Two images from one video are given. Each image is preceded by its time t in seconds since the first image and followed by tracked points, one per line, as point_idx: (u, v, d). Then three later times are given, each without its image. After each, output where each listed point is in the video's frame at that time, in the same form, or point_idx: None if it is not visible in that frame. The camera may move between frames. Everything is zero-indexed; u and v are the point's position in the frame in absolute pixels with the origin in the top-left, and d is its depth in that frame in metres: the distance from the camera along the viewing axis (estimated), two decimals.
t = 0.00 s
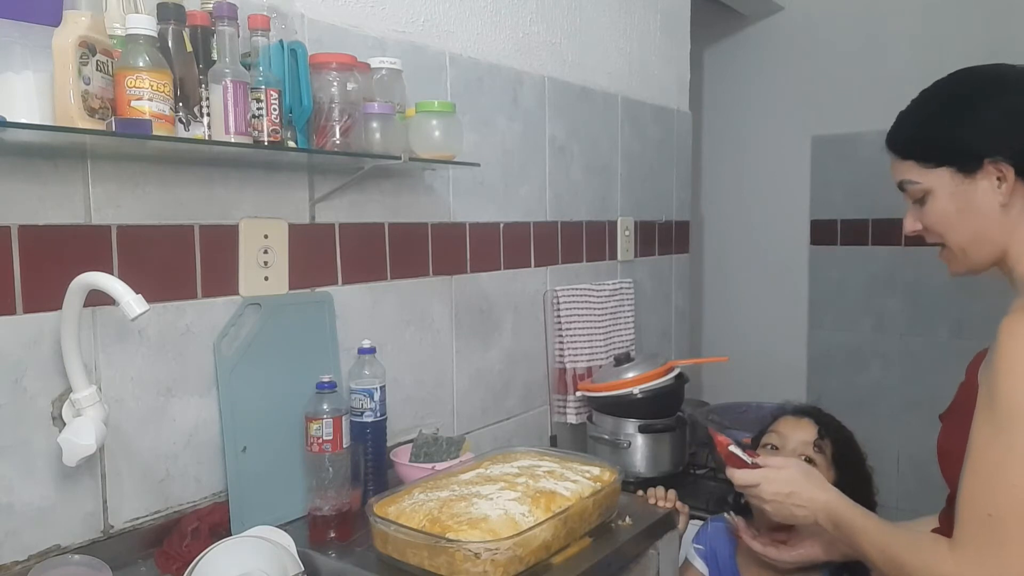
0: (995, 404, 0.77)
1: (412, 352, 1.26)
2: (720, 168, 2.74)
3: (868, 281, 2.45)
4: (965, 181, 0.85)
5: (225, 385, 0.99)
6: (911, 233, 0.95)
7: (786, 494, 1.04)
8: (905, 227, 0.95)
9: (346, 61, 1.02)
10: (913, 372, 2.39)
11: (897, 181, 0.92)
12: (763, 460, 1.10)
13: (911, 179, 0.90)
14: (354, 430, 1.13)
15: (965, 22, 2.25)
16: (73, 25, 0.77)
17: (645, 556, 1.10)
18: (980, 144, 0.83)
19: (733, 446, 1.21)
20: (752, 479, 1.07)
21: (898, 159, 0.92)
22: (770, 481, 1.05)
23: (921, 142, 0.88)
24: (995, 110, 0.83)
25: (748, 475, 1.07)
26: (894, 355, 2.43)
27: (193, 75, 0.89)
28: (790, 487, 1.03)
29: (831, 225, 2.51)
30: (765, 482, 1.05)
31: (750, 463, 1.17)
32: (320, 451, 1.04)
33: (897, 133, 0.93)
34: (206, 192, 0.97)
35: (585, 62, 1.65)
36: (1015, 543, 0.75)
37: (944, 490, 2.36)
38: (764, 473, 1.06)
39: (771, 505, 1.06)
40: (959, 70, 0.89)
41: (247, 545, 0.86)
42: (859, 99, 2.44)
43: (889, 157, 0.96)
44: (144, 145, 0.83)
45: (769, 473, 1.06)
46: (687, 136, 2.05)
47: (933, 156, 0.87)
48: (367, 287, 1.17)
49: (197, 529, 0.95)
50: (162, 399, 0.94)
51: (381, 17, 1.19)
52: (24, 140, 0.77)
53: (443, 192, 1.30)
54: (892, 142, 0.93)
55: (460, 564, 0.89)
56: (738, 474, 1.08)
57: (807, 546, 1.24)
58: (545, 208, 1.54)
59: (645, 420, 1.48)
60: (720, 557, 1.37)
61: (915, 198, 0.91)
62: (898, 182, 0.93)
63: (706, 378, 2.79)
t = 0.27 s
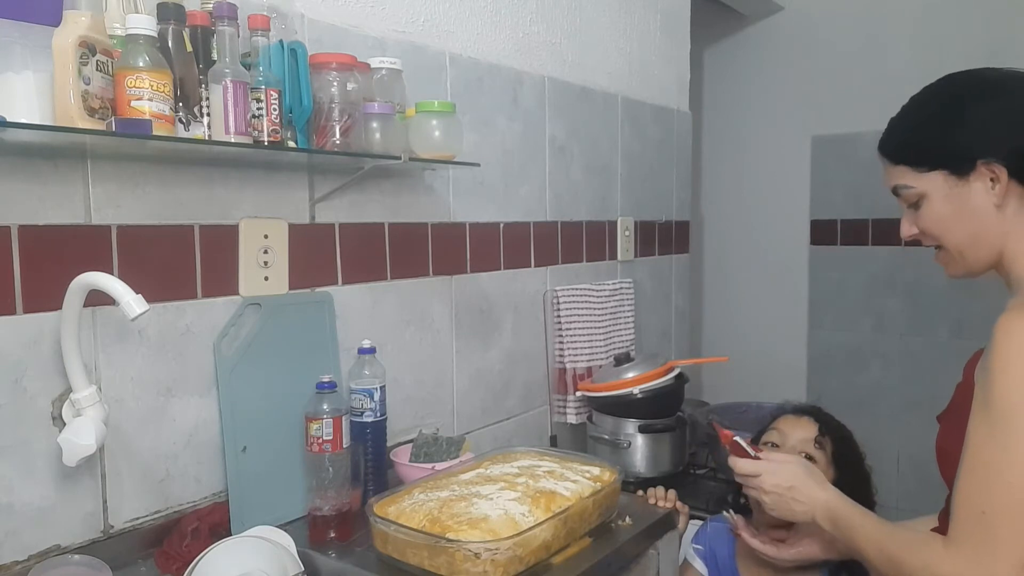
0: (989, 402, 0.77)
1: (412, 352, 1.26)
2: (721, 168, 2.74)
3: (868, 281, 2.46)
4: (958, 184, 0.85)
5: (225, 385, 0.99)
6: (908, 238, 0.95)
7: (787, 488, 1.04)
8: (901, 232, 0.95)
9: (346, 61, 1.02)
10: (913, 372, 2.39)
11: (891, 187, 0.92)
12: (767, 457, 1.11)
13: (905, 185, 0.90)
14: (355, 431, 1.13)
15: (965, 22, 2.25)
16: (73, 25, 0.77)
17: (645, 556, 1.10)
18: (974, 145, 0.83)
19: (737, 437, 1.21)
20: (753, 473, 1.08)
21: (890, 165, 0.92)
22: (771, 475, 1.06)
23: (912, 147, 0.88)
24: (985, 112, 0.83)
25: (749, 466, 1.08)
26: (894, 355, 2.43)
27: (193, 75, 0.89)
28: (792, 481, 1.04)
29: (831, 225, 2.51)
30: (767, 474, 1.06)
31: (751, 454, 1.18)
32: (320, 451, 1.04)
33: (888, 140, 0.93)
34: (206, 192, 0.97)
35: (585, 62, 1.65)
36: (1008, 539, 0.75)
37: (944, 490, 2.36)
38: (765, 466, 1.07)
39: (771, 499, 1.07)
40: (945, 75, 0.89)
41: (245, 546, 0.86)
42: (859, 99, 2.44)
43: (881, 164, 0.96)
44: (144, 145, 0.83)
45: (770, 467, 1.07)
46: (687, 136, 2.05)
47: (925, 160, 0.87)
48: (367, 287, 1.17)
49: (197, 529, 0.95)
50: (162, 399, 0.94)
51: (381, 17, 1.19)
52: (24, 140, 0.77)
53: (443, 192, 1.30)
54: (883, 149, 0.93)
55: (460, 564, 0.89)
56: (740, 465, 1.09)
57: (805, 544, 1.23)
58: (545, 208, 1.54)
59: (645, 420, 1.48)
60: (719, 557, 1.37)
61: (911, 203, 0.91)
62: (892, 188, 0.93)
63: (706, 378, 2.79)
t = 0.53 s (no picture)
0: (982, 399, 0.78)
1: (412, 352, 1.26)
2: (721, 168, 2.74)
3: (868, 281, 2.46)
4: (956, 186, 0.86)
5: (225, 385, 0.99)
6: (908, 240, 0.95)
7: (790, 484, 1.05)
8: (901, 233, 0.95)
9: (346, 61, 1.02)
10: (913, 372, 2.39)
11: (891, 189, 0.92)
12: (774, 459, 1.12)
13: (905, 187, 0.90)
14: (355, 430, 1.13)
15: (965, 23, 2.25)
16: (73, 25, 0.77)
17: (645, 556, 1.10)
18: (971, 146, 0.83)
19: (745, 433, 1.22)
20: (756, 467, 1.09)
21: (888, 167, 0.93)
22: (775, 471, 1.07)
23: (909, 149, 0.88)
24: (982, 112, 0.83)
25: (753, 461, 1.09)
26: (894, 355, 2.43)
27: (193, 75, 0.89)
28: (796, 479, 1.05)
29: (831, 225, 2.51)
30: (770, 471, 1.07)
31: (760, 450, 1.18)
32: (320, 451, 1.04)
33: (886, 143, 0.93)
34: (205, 192, 0.97)
35: (585, 62, 1.65)
36: (999, 533, 0.75)
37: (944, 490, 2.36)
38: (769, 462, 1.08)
39: (772, 496, 1.07)
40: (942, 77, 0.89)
41: (245, 546, 0.86)
42: (859, 99, 2.44)
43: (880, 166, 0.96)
44: (144, 145, 0.83)
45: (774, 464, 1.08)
46: (687, 136, 2.05)
47: (923, 162, 0.87)
48: (366, 287, 1.17)
49: (197, 529, 0.95)
50: (162, 399, 0.94)
51: (381, 17, 1.19)
52: (25, 140, 0.77)
53: (443, 192, 1.30)
54: (881, 151, 0.94)
55: (460, 564, 0.89)
56: (745, 460, 1.11)
57: (802, 541, 1.23)
58: (546, 208, 1.54)
59: (645, 420, 1.48)
60: (718, 558, 1.37)
61: (911, 205, 0.91)
62: (891, 189, 0.93)
63: (706, 378, 2.79)
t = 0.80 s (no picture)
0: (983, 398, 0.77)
1: (412, 352, 1.26)
2: (721, 168, 2.74)
3: (868, 281, 2.46)
4: (956, 187, 0.86)
5: (225, 385, 0.99)
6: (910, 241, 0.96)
7: (799, 475, 1.06)
8: (902, 234, 0.95)
9: (346, 61, 1.02)
10: (913, 372, 2.39)
11: (891, 190, 0.93)
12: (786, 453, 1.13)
13: (905, 188, 0.90)
14: (354, 430, 1.13)
15: (966, 23, 2.25)
16: (73, 25, 0.77)
17: (645, 556, 1.10)
18: (969, 147, 0.83)
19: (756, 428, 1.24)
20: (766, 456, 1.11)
21: (888, 169, 0.93)
22: (785, 461, 1.09)
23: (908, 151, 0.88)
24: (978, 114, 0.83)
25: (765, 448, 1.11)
26: (894, 355, 2.43)
27: (193, 75, 0.89)
28: (806, 470, 1.06)
29: (831, 225, 2.51)
30: (781, 461, 1.08)
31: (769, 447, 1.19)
32: (320, 451, 1.04)
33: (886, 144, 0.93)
34: (205, 192, 0.97)
35: (585, 62, 1.65)
36: (996, 531, 0.76)
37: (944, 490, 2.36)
38: (780, 453, 1.10)
39: (780, 485, 1.07)
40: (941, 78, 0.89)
41: (244, 545, 0.86)
42: (859, 98, 2.44)
43: (881, 167, 0.97)
44: (144, 145, 0.83)
45: (785, 455, 1.10)
46: (687, 136, 2.05)
47: (922, 164, 0.87)
48: (366, 287, 1.17)
49: (197, 529, 0.95)
50: (162, 399, 0.94)
51: (381, 17, 1.19)
52: (25, 140, 0.77)
53: (443, 192, 1.30)
54: (882, 153, 0.94)
55: (460, 564, 0.89)
56: (758, 448, 1.13)
57: (803, 535, 1.24)
58: (546, 208, 1.54)
59: (645, 420, 1.48)
60: (718, 558, 1.37)
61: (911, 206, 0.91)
62: (892, 191, 0.93)
63: (706, 378, 2.79)
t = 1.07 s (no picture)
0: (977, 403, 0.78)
1: (412, 352, 1.26)
2: (721, 168, 2.74)
3: (868, 281, 2.46)
4: (956, 189, 0.86)
5: (225, 385, 0.99)
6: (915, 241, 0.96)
7: (802, 467, 1.07)
8: (904, 235, 0.95)
9: (346, 61, 1.02)
10: (914, 372, 2.39)
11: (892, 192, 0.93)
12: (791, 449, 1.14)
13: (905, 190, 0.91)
14: (354, 430, 1.13)
15: (966, 23, 2.25)
16: (73, 25, 0.77)
17: (645, 556, 1.10)
18: (968, 147, 0.83)
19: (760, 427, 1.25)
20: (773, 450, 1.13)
21: (890, 169, 0.93)
22: (791, 453, 1.10)
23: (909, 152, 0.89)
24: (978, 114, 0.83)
25: (773, 439, 1.13)
26: (894, 355, 2.43)
27: (193, 75, 0.89)
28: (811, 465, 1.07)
29: (831, 225, 2.51)
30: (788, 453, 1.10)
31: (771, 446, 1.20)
32: (320, 451, 1.04)
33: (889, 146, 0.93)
34: (205, 192, 0.97)
35: (585, 62, 1.65)
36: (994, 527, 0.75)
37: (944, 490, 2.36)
38: (786, 445, 1.12)
39: (783, 475, 1.08)
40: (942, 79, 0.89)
41: (244, 545, 0.86)
42: (859, 98, 2.44)
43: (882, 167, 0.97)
44: (144, 145, 0.83)
45: (791, 448, 1.12)
46: (687, 136, 2.05)
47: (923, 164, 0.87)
48: (366, 287, 1.17)
49: (197, 529, 0.95)
50: (162, 399, 0.94)
51: (381, 17, 1.19)
52: (25, 140, 0.77)
53: (443, 192, 1.30)
54: (883, 153, 0.94)
55: (460, 564, 0.89)
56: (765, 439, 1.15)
57: (802, 531, 1.23)
58: (546, 208, 1.54)
59: (645, 420, 1.48)
60: (718, 557, 1.37)
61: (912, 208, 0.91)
62: (893, 192, 0.93)
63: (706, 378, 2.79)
